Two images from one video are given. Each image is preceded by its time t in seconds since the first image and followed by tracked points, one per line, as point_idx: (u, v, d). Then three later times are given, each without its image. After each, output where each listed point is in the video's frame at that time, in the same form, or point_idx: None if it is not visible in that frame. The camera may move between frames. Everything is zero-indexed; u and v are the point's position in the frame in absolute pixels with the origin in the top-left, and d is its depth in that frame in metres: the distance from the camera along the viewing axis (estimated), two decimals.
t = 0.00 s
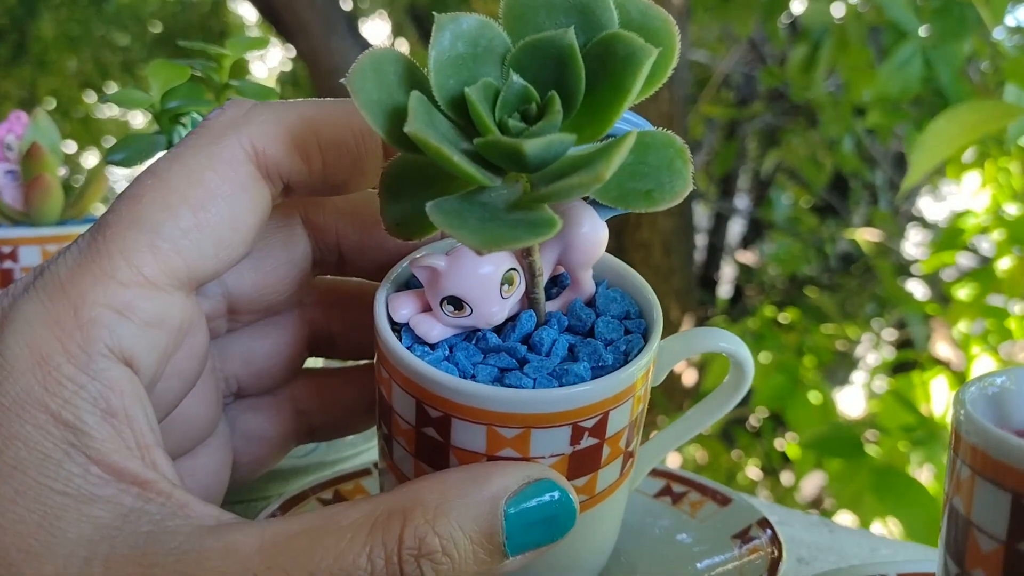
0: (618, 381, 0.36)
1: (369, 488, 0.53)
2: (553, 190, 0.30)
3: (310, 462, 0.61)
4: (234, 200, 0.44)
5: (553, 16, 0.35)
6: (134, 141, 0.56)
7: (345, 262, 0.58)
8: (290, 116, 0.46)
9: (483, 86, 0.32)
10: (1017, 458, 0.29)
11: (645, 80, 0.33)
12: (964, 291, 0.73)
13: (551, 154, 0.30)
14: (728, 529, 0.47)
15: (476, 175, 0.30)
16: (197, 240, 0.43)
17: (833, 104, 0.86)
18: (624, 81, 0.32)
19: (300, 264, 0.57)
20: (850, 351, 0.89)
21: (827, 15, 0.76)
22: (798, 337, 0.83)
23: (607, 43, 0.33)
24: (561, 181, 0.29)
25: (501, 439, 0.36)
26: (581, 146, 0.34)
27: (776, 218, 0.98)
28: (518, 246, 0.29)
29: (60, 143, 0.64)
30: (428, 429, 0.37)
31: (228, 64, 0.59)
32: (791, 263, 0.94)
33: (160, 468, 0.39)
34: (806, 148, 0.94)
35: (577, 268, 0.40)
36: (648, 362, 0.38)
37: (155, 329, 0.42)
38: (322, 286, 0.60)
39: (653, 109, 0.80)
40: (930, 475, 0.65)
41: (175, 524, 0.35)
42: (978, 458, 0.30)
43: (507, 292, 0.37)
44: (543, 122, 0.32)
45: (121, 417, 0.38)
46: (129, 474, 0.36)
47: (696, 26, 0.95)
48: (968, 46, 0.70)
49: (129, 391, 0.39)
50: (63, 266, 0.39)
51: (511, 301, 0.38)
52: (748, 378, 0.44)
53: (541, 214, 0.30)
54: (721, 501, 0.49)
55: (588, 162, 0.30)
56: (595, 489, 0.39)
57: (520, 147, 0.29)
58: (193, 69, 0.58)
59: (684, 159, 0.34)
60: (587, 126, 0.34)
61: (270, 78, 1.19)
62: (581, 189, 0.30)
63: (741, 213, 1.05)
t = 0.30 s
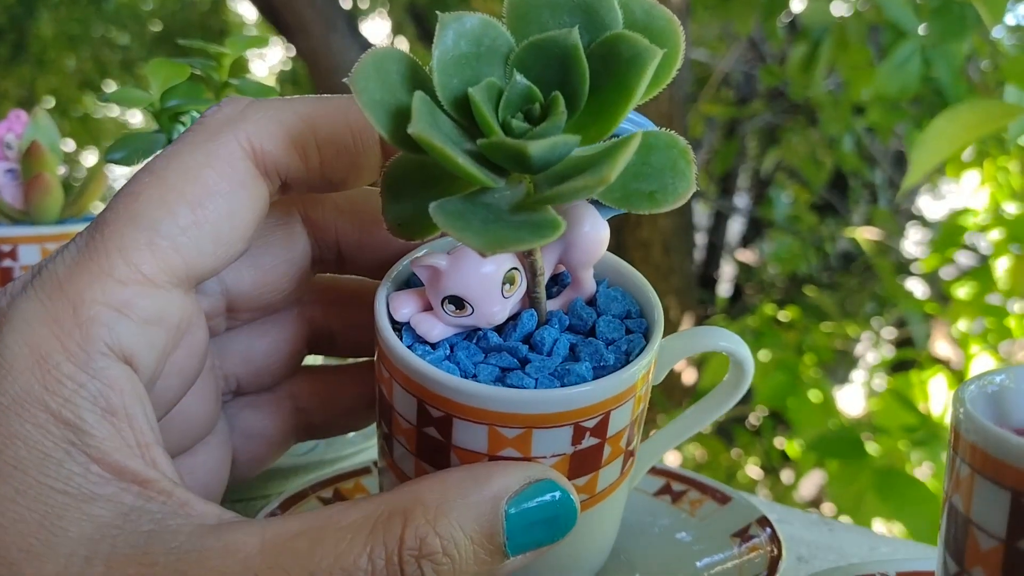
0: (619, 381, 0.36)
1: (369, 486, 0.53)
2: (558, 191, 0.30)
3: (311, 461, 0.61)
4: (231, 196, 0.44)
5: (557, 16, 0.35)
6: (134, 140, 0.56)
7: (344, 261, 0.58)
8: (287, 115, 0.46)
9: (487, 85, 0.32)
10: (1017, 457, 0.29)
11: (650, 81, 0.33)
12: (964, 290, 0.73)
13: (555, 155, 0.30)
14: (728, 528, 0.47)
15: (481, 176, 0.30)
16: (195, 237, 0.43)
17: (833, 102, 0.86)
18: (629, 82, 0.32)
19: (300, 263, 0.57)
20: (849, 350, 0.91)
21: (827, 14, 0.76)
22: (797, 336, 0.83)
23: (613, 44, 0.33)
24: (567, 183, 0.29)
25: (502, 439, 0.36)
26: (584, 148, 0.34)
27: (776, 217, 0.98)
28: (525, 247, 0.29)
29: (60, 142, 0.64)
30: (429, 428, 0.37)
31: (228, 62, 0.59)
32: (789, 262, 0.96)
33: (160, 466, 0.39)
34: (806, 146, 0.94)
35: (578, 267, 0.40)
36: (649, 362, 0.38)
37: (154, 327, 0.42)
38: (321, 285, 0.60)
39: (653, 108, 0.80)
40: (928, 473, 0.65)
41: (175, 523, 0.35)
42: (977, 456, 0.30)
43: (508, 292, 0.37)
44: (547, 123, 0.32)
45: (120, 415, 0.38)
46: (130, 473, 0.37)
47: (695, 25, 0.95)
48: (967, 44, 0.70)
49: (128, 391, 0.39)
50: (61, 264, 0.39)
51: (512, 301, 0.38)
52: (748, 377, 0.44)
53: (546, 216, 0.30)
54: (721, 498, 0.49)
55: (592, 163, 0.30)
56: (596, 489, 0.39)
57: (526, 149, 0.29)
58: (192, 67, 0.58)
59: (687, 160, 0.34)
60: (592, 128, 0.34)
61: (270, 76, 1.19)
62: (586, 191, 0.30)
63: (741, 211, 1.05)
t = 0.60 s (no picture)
0: (618, 378, 0.36)
1: (368, 486, 0.53)
2: (555, 186, 0.29)
3: (312, 461, 0.61)
4: (228, 194, 0.44)
5: (556, 14, 0.35)
6: (133, 139, 0.55)
7: (343, 261, 0.58)
8: (285, 112, 0.46)
9: (487, 82, 0.32)
10: (1016, 456, 0.29)
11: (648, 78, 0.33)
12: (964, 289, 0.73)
13: (555, 151, 0.30)
14: (727, 527, 0.47)
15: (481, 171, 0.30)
16: (193, 235, 0.43)
17: (832, 101, 0.86)
18: (628, 79, 0.32)
19: (300, 262, 0.57)
20: (849, 347, 0.91)
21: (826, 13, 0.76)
22: (797, 334, 0.83)
23: (612, 42, 0.33)
24: (565, 177, 0.29)
25: (503, 436, 0.36)
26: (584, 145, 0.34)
27: (776, 216, 0.98)
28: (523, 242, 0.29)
29: (58, 141, 0.63)
30: (428, 425, 0.37)
31: (226, 61, 0.59)
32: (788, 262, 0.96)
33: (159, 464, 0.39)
34: (806, 145, 0.94)
35: (577, 265, 0.40)
36: (648, 360, 0.38)
37: (153, 324, 0.42)
38: (320, 284, 0.60)
39: (652, 106, 0.79)
40: (929, 471, 0.65)
41: (176, 520, 0.35)
42: (977, 455, 0.30)
43: (508, 289, 0.37)
44: (546, 120, 0.31)
45: (119, 412, 0.38)
46: (130, 471, 0.37)
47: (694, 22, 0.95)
48: (966, 43, 0.70)
49: (127, 388, 0.39)
50: (60, 262, 0.39)
51: (512, 299, 0.38)
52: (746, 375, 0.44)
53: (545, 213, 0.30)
54: (721, 498, 0.49)
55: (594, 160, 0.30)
56: (596, 487, 0.39)
57: (525, 143, 0.29)
58: (190, 66, 0.58)
59: (686, 157, 0.34)
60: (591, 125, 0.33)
61: (269, 74, 1.19)
62: (584, 186, 0.29)
63: (740, 210, 1.05)
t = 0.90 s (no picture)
0: (600, 304, 0.35)
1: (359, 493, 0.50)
2: (493, 76, 0.30)
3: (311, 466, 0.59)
4: (226, 161, 0.45)
5: None
6: (132, 137, 0.55)
7: (353, 267, 0.58)
8: (278, 92, 0.48)
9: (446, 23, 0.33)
10: None
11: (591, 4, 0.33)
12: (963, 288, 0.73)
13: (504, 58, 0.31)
14: (727, 527, 0.46)
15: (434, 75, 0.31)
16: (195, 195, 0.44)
17: (831, 100, 0.86)
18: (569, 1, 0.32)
19: (312, 255, 0.56)
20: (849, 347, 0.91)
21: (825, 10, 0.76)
22: (797, 333, 0.83)
23: None
24: (502, 63, 0.30)
25: (485, 364, 0.35)
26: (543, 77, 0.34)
27: (776, 214, 0.98)
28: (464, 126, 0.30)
29: (58, 141, 0.63)
30: (417, 366, 0.36)
31: (225, 60, 0.59)
32: (788, 261, 0.96)
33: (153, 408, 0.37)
34: (805, 144, 0.94)
35: (561, 229, 0.40)
36: (634, 296, 0.37)
37: (158, 279, 0.43)
38: (331, 298, 0.61)
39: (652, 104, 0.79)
40: (931, 472, 0.65)
41: (161, 458, 0.33)
42: (977, 452, 0.26)
43: (494, 244, 0.37)
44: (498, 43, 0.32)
45: (113, 350, 0.37)
46: (119, 411, 0.35)
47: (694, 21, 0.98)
48: (965, 42, 0.70)
49: (123, 330, 0.38)
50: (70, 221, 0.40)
51: (500, 253, 0.37)
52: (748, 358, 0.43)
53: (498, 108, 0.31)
54: (721, 498, 0.49)
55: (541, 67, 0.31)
56: (591, 436, 0.37)
57: (467, 47, 0.30)
58: (189, 65, 0.58)
59: (640, 83, 0.33)
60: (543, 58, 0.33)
61: (269, 73, 1.20)
62: (524, 74, 0.30)
63: (740, 209, 1.05)
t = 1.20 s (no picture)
0: (606, 335, 0.35)
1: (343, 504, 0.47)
2: (503, 100, 0.30)
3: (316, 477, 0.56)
4: (262, 180, 0.44)
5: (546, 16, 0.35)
6: (131, 136, 0.55)
7: (385, 297, 0.56)
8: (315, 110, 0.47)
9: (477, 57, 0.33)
10: None
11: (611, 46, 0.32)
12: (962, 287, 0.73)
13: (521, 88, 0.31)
14: (727, 526, 0.44)
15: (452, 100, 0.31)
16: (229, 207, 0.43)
17: (831, 99, 0.86)
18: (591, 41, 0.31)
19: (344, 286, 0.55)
20: (848, 347, 0.91)
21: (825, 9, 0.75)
22: (796, 333, 0.83)
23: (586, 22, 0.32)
24: (513, 88, 0.29)
25: (486, 385, 0.35)
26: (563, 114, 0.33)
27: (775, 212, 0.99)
28: (471, 147, 0.30)
29: (57, 140, 0.63)
30: (425, 385, 0.37)
31: (225, 59, 0.59)
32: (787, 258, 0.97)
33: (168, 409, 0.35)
34: (805, 143, 0.94)
35: (582, 266, 0.39)
36: (647, 329, 0.36)
37: (190, 281, 0.41)
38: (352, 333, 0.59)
39: (651, 104, 0.79)
40: (926, 472, 0.65)
41: (164, 455, 0.31)
42: (973, 449, 0.24)
43: (514, 274, 0.36)
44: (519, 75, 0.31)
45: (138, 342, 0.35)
46: (128, 406, 0.33)
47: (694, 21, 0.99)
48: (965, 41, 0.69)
49: (151, 325, 0.36)
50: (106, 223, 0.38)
51: (519, 284, 0.36)
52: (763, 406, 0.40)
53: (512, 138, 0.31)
54: (721, 497, 0.47)
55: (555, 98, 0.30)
56: (591, 468, 0.36)
57: (485, 76, 0.30)
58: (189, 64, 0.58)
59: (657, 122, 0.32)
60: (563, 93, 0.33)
61: (269, 72, 1.20)
62: (534, 102, 0.30)
63: (741, 207, 1.05)
